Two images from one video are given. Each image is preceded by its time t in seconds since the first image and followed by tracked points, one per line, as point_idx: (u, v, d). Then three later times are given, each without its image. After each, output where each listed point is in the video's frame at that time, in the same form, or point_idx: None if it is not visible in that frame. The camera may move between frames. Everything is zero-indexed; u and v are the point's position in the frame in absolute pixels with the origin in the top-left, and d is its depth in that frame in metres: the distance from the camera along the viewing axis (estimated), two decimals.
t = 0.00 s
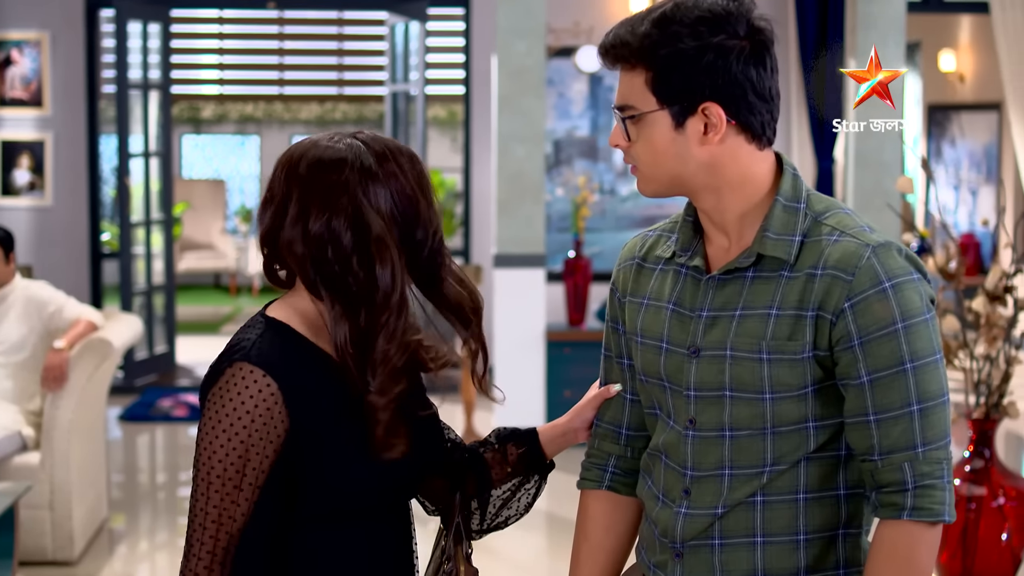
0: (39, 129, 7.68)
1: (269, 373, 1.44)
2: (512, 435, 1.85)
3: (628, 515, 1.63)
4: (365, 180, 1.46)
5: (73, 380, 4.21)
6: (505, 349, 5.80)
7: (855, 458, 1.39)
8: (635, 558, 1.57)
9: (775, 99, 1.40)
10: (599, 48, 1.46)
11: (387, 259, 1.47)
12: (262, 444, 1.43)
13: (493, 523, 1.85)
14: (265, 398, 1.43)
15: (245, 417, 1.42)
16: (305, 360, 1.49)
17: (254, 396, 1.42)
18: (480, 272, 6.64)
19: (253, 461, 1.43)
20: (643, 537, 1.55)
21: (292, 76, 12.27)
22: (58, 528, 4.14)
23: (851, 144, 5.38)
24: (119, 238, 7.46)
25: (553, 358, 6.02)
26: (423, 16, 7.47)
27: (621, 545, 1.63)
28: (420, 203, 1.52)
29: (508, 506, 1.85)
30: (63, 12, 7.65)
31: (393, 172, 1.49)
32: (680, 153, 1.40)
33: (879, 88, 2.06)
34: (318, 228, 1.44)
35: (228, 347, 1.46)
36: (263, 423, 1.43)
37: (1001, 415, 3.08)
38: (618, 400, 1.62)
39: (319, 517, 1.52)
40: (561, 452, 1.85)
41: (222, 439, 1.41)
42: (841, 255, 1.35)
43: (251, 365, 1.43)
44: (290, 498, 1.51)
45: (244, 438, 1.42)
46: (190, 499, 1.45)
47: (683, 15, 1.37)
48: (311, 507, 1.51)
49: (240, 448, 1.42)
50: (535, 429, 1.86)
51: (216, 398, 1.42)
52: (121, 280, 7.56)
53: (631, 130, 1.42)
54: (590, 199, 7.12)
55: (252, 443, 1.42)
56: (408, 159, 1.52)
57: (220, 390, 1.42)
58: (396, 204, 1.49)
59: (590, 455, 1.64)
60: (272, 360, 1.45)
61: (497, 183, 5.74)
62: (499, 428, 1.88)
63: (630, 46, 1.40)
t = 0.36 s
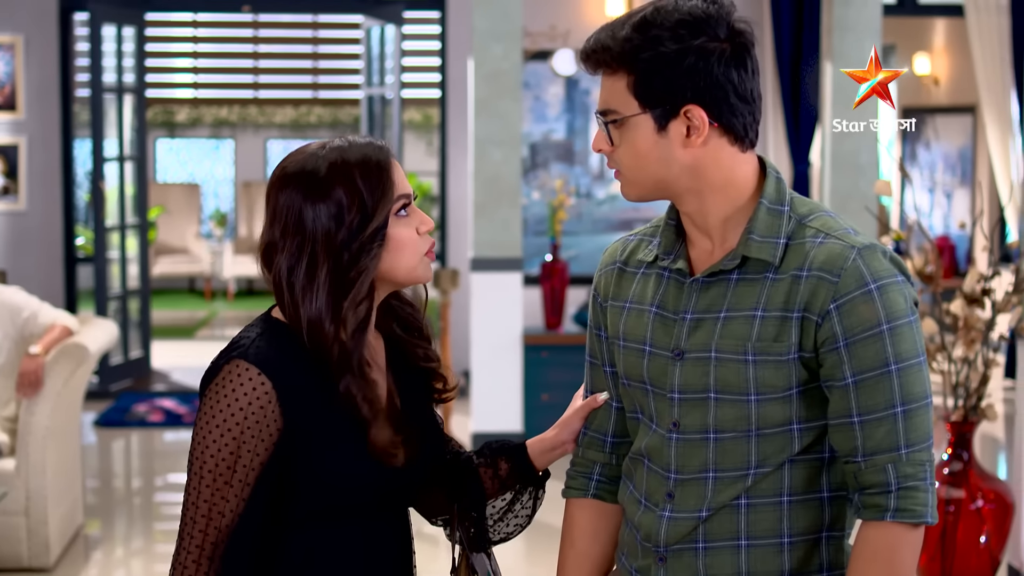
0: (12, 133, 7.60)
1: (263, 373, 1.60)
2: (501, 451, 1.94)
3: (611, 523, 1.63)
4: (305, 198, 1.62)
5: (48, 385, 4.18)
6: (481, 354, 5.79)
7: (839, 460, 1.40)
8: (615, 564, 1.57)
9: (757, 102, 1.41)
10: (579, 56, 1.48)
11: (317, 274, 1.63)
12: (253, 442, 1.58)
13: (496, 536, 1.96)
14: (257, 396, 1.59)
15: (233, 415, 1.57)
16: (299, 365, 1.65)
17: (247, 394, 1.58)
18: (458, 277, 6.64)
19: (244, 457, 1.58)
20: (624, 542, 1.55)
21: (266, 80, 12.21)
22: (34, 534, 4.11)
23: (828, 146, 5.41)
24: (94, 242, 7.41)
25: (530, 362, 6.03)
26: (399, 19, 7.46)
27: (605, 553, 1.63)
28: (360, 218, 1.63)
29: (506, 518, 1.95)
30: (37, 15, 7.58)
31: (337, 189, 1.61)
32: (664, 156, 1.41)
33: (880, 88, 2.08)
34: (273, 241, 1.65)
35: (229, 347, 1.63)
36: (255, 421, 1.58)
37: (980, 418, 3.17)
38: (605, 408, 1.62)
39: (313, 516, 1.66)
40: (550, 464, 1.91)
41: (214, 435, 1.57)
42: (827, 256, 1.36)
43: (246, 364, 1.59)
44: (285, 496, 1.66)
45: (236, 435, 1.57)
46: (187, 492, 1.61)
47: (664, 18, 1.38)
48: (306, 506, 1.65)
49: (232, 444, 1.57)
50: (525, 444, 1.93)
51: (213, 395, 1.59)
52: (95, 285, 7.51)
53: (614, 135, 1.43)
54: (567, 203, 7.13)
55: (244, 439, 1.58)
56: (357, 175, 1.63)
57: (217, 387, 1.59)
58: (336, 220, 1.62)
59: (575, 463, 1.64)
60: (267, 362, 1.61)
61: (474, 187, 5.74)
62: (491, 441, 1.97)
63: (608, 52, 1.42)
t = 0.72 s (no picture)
0: None
1: (254, 382, 1.59)
2: (482, 460, 1.94)
3: (595, 528, 1.63)
4: (297, 209, 1.62)
5: (29, 390, 4.14)
6: (464, 357, 5.78)
7: (825, 461, 1.40)
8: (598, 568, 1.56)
9: (743, 102, 1.42)
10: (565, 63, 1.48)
11: (308, 285, 1.63)
12: (243, 450, 1.58)
13: (474, 545, 1.97)
14: (249, 405, 1.58)
15: (222, 423, 1.56)
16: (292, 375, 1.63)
17: (238, 402, 1.57)
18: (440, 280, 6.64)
19: (233, 465, 1.57)
20: (608, 545, 1.55)
21: (248, 83, 12.18)
22: (14, 540, 4.07)
23: (810, 151, 5.44)
24: (73, 246, 7.37)
25: (512, 366, 6.02)
26: (380, 23, 7.46)
27: (590, 558, 1.63)
28: (352, 230, 1.62)
29: (486, 527, 1.96)
30: (16, 17, 7.53)
31: (328, 200, 1.61)
32: (654, 158, 1.41)
33: (880, 88, 2.08)
34: (265, 249, 1.65)
35: (221, 352, 1.62)
36: (246, 429, 1.57)
37: (962, 420, 3.20)
38: (589, 413, 1.62)
39: (301, 525, 1.66)
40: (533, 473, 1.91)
41: (204, 441, 1.56)
42: (816, 257, 1.36)
43: (238, 372, 1.58)
44: (273, 504, 1.65)
45: (226, 443, 1.57)
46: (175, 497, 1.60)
47: (651, 20, 1.38)
48: (295, 514, 1.65)
49: (221, 451, 1.56)
50: (506, 453, 1.93)
51: (203, 401, 1.58)
52: (75, 289, 7.46)
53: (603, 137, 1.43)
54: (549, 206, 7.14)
55: (234, 447, 1.57)
56: (349, 186, 1.62)
57: (208, 393, 1.58)
58: (327, 230, 1.62)
59: (560, 468, 1.64)
60: (259, 370, 1.60)
61: (456, 191, 5.73)
62: (475, 450, 1.97)
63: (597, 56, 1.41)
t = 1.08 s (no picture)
0: None
1: (262, 384, 1.57)
2: (484, 460, 1.94)
3: (598, 530, 1.62)
4: (297, 207, 1.61)
5: (28, 391, 4.13)
6: (465, 358, 5.77)
7: (833, 459, 1.39)
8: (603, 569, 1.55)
9: (748, 102, 1.41)
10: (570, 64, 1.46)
11: (310, 284, 1.62)
12: (251, 453, 1.56)
13: (477, 547, 1.96)
14: (256, 407, 1.56)
15: (229, 425, 1.55)
16: (297, 376, 1.62)
17: (245, 405, 1.56)
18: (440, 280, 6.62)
19: (241, 468, 1.55)
20: (614, 546, 1.54)
21: (247, 83, 12.18)
22: (13, 542, 4.06)
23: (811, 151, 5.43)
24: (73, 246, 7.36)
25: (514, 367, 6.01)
26: (380, 23, 7.45)
27: (593, 559, 1.62)
28: (352, 228, 1.62)
29: (487, 528, 1.94)
30: (15, 18, 7.52)
31: (328, 198, 1.60)
32: (660, 157, 1.40)
33: (880, 88, 2.08)
34: (266, 249, 1.64)
35: (226, 355, 1.61)
36: (253, 432, 1.56)
37: (966, 421, 3.19)
38: (591, 415, 1.61)
39: (309, 527, 1.64)
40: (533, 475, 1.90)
41: (210, 445, 1.55)
42: (823, 255, 1.35)
43: (244, 374, 1.57)
44: (280, 507, 1.64)
45: (233, 446, 1.55)
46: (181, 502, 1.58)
47: (657, 19, 1.38)
48: (303, 516, 1.64)
49: (229, 454, 1.55)
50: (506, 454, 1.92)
51: (210, 404, 1.56)
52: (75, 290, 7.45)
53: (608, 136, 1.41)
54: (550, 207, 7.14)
55: (241, 451, 1.55)
56: (350, 184, 1.61)
57: (214, 396, 1.56)
58: (328, 228, 1.61)
59: (561, 471, 1.63)
60: (266, 372, 1.59)
61: (456, 191, 5.72)
62: (475, 451, 1.96)
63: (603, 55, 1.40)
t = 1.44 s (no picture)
0: None
1: (263, 384, 1.56)
2: (483, 458, 1.93)
3: (599, 528, 1.61)
4: (294, 204, 1.59)
5: (28, 391, 4.12)
6: (465, 358, 5.76)
7: (837, 457, 1.38)
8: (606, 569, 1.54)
9: (750, 101, 1.41)
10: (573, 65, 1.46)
11: (308, 280, 1.61)
12: (255, 452, 1.55)
13: (477, 545, 1.96)
14: (258, 406, 1.55)
15: (232, 426, 1.54)
16: (299, 374, 1.61)
17: (247, 406, 1.54)
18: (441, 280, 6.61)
19: (246, 468, 1.54)
20: (616, 546, 1.52)
21: (248, 83, 12.16)
22: (13, 543, 4.05)
23: (812, 151, 5.43)
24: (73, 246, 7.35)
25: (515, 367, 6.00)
26: (381, 22, 7.44)
27: (595, 559, 1.60)
28: (350, 224, 1.61)
29: (487, 527, 1.95)
30: (15, 18, 7.50)
31: (325, 194, 1.59)
32: (662, 156, 1.39)
33: (879, 88, 2.06)
34: (263, 246, 1.63)
35: (226, 355, 1.60)
36: (257, 431, 1.55)
37: (968, 422, 3.18)
38: (590, 414, 1.60)
39: (315, 524, 1.64)
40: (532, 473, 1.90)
41: (214, 446, 1.53)
42: (827, 252, 1.34)
43: (246, 374, 1.55)
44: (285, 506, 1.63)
45: (237, 447, 1.54)
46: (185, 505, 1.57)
47: (659, 19, 1.37)
48: (309, 514, 1.63)
49: (232, 455, 1.54)
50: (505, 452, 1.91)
51: (212, 405, 1.55)
52: (75, 290, 7.44)
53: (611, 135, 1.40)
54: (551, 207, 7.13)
55: (245, 451, 1.54)
56: (347, 180, 1.60)
57: (216, 397, 1.55)
58: (326, 224, 1.60)
59: (561, 470, 1.62)
60: (267, 371, 1.58)
61: (457, 191, 5.71)
62: (472, 449, 1.96)
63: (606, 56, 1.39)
